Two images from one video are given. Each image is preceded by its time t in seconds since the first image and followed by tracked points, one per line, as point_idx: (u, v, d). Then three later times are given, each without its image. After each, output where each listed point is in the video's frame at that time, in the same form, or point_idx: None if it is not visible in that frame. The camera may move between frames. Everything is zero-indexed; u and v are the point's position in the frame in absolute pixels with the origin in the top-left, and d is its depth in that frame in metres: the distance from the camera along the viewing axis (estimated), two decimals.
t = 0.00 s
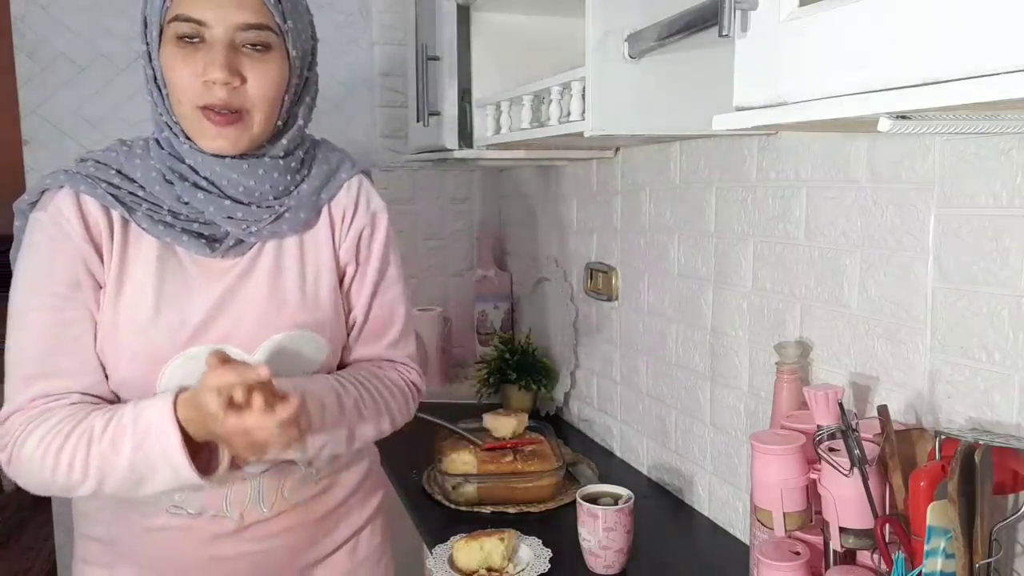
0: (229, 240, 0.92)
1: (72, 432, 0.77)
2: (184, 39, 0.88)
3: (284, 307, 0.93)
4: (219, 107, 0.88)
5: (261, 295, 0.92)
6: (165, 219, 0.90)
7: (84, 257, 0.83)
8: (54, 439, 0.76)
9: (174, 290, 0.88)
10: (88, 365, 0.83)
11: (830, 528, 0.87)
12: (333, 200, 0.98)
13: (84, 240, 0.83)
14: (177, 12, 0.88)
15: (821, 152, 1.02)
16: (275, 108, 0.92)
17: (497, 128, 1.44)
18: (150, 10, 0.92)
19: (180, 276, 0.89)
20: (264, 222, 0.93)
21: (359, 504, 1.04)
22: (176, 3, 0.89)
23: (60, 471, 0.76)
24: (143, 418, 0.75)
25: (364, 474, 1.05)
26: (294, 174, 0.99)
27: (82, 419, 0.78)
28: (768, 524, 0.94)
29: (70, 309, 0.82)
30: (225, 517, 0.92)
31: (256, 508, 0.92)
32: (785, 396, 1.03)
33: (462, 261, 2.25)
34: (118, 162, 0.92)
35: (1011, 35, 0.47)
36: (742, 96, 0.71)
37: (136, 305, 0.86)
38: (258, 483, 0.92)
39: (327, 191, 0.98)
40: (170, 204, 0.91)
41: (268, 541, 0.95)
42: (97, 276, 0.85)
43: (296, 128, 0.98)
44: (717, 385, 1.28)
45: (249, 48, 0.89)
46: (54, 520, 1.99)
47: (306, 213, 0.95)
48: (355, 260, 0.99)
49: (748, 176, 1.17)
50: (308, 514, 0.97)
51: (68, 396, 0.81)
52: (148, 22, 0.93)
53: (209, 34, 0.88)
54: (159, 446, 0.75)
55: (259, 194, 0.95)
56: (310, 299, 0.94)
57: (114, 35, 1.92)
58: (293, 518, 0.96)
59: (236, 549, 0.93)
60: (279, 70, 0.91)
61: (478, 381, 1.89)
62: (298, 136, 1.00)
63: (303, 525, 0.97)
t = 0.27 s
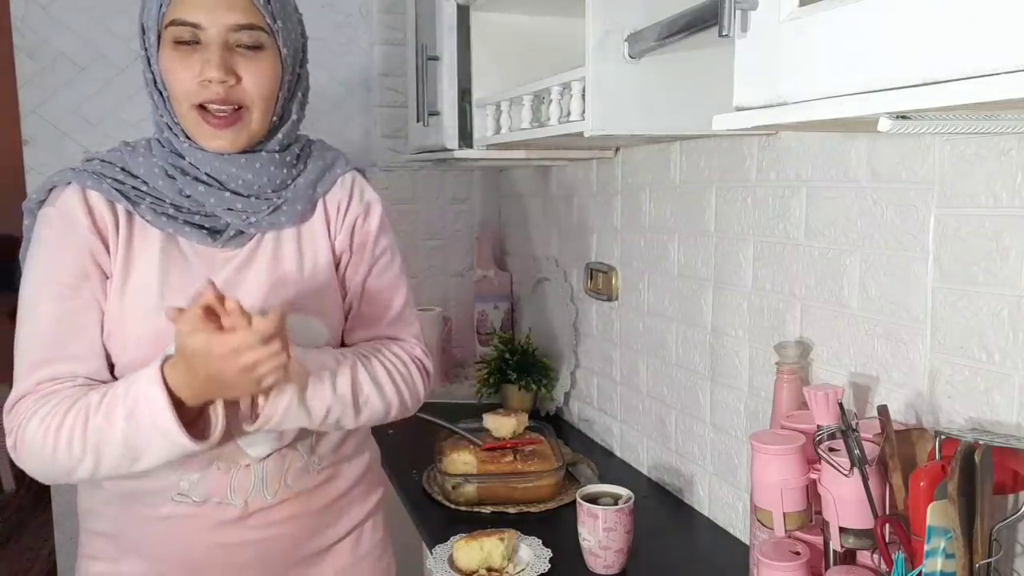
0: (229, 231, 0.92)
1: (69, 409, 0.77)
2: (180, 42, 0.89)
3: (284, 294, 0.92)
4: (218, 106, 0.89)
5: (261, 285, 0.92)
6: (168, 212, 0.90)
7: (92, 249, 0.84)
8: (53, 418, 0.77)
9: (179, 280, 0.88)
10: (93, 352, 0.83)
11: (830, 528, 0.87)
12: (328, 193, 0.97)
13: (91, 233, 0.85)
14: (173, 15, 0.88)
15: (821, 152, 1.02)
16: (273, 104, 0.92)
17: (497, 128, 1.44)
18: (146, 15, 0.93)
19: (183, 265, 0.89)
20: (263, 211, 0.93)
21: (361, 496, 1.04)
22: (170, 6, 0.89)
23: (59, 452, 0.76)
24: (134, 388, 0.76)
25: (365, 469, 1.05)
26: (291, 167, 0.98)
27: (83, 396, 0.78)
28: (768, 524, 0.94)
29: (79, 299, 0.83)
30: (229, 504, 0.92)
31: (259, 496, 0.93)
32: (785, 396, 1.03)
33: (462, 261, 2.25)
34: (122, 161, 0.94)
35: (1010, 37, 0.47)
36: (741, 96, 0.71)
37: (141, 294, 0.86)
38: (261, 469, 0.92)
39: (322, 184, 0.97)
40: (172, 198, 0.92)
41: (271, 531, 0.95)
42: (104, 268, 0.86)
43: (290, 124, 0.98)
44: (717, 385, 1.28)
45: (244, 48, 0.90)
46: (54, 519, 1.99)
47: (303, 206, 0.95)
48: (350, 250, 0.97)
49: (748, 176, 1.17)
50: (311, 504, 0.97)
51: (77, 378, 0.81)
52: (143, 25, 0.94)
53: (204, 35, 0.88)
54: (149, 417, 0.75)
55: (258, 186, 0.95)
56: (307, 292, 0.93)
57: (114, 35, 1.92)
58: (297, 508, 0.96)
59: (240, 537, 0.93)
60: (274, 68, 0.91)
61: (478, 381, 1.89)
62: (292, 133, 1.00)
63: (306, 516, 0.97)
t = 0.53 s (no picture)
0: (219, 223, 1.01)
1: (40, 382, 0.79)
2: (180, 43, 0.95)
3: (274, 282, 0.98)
4: (214, 106, 0.95)
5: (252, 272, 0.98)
6: (160, 205, 0.98)
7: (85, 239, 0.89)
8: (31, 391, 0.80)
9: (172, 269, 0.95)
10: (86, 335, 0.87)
11: (830, 528, 0.87)
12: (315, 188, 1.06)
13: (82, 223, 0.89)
14: (175, 16, 0.94)
15: (821, 152, 1.02)
16: (266, 106, 0.99)
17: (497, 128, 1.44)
18: (144, 16, 0.98)
19: (176, 255, 0.96)
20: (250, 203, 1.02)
21: (359, 492, 1.10)
22: (172, 7, 0.95)
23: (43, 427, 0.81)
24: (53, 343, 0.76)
25: (362, 464, 1.11)
26: (278, 163, 1.07)
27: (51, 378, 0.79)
28: (768, 524, 0.94)
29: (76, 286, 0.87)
30: (225, 493, 0.97)
31: (255, 484, 0.98)
32: (785, 396, 1.03)
33: (461, 262, 2.26)
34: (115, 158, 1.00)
35: (1012, 36, 0.47)
36: (741, 96, 0.71)
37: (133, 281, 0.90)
38: (257, 457, 0.98)
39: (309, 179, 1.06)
40: (165, 191, 0.99)
41: (268, 521, 1.00)
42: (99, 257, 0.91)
43: (280, 125, 1.06)
44: (717, 385, 1.28)
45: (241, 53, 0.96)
46: (54, 519, 1.99)
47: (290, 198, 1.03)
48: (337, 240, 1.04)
49: (748, 176, 1.17)
50: (307, 494, 1.03)
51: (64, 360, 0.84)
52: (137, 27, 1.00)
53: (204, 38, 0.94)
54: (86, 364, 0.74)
55: (246, 180, 1.04)
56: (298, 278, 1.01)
57: (114, 35, 1.92)
58: (293, 499, 1.02)
59: (239, 527, 0.99)
60: (269, 74, 0.98)
61: (478, 381, 1.89)
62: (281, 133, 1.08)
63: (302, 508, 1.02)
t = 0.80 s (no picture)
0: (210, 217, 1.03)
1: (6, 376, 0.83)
2: (183, 44, 0.99)
3: (266, 278, 1.01)
4: (219, 107, 1.01)
5: (244, 266, 1.01)
6: (151, 202, 1.01)
7: (78, 241, 0.94)
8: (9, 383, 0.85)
9: (160, 265, 0.98)
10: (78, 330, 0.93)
11: (830, 527, 0.87)
12: (310, 186, 1.08)
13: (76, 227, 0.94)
14: (179, 18, 0.98)
15: (821, 152, 1.02)
16: (264, 107, 1.05)
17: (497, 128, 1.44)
18: (143, 18, 1.02)
19: (166, 252, 0.99)
20: (241, 199, 1.04)
21: (356, 487, 1.13)
22: (176, 9, 0.99)
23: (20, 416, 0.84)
24: None
25: (357, 462, 1.14)
26: (272, 161, 1.09)
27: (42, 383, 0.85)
28: (768, 524, 0.94)
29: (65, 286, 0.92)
30: (220, 489, 1.00)
31: (250, 479, 1.02)
32: (785, 396, 1.03)
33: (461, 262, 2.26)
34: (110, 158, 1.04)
35: (1013, 36, 0.47)
36: (741, 97, 0.71)
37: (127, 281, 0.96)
38: (251, 453, 1.01)
39: (304, 177, 1.08)
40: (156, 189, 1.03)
41: (263, 516, 1.03)
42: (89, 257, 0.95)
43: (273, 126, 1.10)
44: (717, 386, 1.28)
45: (242, 55, 1.01)
46: (54, 519, 1.99)
47: (282, 195, 1.05)
48: (336, 238, 1.08)
49: (748, 176, 1.17)
50: (302, 491, 1.06)
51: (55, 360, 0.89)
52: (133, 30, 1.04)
53: (206, 41, 0.99)
54: None
55: (238, 177, 1.06)
56: (291, 274, 1.03)
57: (114, 35, 1.92)
58: (289, 496, 1.05)
59: (236, 522, 1.02)
60: (269, 74, 1.04)
61: (478, 381, 1.89)
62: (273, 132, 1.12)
63: (298, 504, 1.06)
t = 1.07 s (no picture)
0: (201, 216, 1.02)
1: None
2: (168, 42, 0.99)
3: (260, 278, 1.01)
4: (204, 105, 1.00)
5: (236, 266, 1.01)
6: (141, 203, 1.00)
7: (66, 245, 0.94)
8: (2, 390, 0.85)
9: (151, 266, 0.98)
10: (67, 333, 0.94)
11: (830, 527, 0.87)
12: (304, 186, 1.08)
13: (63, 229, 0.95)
14: (163, 16, 0.98)
15: (821, 152, 1.03)
16: (251, 104, 1.04)
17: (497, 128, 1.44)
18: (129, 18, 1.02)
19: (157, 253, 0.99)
20: (233, 198, 1.04)
21: (351, 487, 1.13)
22: (160, 8, 0.99)
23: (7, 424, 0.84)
24: None
25: (353, 462, 1.15)
26: (264, 160, 1.09)
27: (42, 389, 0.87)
28: (768, 524, 0.94)
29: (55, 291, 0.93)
30: (215, 490, 1.00)
31: (245, 480, 1.01)
32: (785, 396, 1.03)
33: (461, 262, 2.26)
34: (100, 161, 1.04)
35: (1013, 36, 0.47)
36: (741, 97, 0.71)
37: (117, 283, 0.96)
38: (247, 454, 1.01)
39: (297, 177, 1.08)
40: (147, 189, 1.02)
41: (259, 517, 1.03)
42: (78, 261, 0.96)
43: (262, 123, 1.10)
44: (717, 386, 1.28)
45: (227, 51, 1.01)
46: (54, 520, 1.99)
47: (274, 194, 1.05)
48: (331, 238, 1.07)
49: (748, 176, 1.17)
50: (298, 491, 1.06)
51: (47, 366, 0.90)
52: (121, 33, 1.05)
53: (191, 39, 0.99)
54: None
55: (230, 176, 1.06)
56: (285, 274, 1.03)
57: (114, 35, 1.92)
58: (286, 496, 1.05)
59: (232, 523, 1.02)
60: (255, 70, 1.03)
61: (478, 381, 1.89)
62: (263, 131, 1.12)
63: (294, 503, 1.06)
